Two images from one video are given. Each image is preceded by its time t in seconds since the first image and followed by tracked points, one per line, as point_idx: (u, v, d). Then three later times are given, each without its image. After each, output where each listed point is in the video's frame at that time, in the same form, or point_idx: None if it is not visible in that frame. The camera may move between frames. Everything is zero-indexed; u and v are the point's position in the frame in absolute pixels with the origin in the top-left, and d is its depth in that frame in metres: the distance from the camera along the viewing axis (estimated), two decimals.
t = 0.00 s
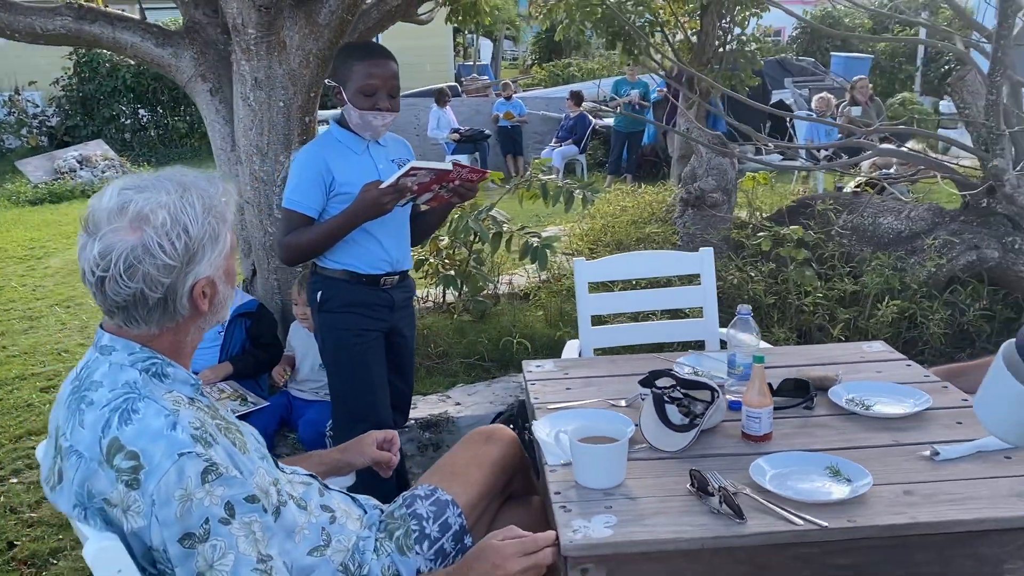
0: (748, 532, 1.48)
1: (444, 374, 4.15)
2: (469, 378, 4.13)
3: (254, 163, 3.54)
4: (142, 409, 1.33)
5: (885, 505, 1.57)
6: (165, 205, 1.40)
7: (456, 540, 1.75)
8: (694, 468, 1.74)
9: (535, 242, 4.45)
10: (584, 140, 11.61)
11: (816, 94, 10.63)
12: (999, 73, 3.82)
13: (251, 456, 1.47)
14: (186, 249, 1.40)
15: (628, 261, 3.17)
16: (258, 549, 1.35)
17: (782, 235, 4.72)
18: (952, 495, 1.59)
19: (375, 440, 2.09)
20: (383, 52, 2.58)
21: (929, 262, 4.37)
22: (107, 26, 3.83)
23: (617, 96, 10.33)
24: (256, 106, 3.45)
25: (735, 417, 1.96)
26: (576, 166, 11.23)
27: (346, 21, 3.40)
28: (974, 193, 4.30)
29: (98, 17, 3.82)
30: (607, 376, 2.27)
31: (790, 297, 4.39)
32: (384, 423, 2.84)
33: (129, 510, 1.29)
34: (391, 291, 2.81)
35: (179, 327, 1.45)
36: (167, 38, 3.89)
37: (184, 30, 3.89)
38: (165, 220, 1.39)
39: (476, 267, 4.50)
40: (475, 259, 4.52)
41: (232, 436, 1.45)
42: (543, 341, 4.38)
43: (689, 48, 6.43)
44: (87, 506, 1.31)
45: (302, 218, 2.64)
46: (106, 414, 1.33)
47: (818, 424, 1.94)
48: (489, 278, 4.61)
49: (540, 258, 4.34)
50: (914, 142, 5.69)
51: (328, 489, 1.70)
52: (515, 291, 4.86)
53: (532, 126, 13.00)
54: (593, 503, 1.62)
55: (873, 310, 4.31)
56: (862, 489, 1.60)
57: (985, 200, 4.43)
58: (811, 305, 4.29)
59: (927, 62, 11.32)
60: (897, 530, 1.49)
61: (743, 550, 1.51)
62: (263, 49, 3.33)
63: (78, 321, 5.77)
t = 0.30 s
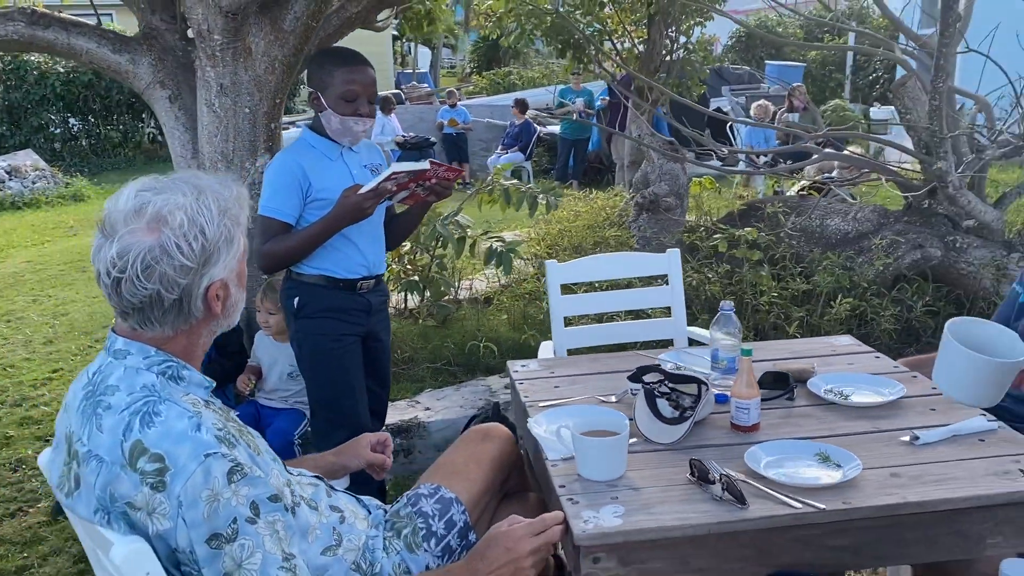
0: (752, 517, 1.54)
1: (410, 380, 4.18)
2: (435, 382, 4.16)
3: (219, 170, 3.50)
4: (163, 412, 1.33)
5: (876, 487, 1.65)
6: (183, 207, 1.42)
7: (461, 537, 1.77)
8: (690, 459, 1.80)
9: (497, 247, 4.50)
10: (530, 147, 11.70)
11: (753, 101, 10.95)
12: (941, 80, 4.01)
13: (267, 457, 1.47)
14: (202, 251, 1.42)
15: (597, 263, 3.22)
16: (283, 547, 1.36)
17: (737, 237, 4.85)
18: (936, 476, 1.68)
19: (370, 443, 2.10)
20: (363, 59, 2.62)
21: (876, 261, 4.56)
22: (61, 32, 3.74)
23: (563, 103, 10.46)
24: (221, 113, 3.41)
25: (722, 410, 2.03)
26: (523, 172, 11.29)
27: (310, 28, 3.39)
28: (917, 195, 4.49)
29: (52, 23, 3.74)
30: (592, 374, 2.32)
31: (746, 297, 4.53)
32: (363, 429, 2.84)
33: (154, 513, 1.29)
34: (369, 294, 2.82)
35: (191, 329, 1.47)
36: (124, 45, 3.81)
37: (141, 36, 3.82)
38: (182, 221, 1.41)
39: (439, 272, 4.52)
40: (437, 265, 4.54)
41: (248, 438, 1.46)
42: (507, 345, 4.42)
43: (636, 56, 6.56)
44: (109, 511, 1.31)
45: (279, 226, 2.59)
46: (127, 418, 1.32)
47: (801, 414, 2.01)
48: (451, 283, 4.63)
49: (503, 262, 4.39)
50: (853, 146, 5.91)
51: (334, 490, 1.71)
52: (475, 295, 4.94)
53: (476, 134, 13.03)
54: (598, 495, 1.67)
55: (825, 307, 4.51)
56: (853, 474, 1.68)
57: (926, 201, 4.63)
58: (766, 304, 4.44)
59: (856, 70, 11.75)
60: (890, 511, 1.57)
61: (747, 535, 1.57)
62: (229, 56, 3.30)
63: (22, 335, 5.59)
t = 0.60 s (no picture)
0: (724, 508, 1.64)
1: (368, 392, 4.22)
2: (393, 393, 4.20)
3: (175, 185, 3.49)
4: (163, 424, 1.36)
5: (835, 477, 1.76)
6: (157, 206, 1.46)
7: (444, 539, 1.84)
8: (660, 457, 1.89)
9: (451, 258, 4.57)
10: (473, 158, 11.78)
11: (689, 112, 11.22)
12: (873, 93, 4.22)
13: (263, 467, 1.51)
14: (158, 251, 1.42)
15: (553, 272, 3.31)
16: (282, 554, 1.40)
17: (685, 245, 5.06)
18: (890, 465, 1.80)
19: (347, 451, 2.15)
20: (325, 76, 2.68)
21: (815, 266, 4.75)
22: (8, 48, 3.69)
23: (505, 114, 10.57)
24: (175, 129, 3.39)
25: (687, 410, 2.13)
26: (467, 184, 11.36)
27: (265, 44, 3.42)
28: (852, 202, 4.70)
29: None
30: (560, 379, 2.40)
31: (693, 303, 4.71)
32: (331, 440, 2.88)
33: (157, 524, 1.32)
34: (334, 307, 2.85)
35: (145, 335, 1.45)
36: (73, 60, 3.69)
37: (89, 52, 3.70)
38: (150, 218, 1.44)
39: (394, 284, 4.56)
40: (392, 276, 4.58)
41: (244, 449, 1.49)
42: (463, 354, 4.48)
43: (579, 69, 6.69)
44: (112, 520, 1.34)
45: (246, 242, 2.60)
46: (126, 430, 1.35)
47: (761, 411, 2.12)
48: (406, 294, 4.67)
49: (458, 273, 4.47)
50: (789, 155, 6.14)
51: (321, 497, 1.75)
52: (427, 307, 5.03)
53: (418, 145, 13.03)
54: (576, 493, 1.74)
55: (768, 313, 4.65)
56: (814, 465, 1.79)
57: (861, 207, 4.82)
58: (712, 308, 4.62)
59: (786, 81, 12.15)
60: (850, 499, 1.68)
61: (718, 526, 1.66)
62: (185, 72, 3.31)
63: None
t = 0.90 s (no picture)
0: (689, 493, 1.75)
1: (325, 402, 4.25)
2: (350, 403, 4.24)
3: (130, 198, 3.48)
4: (159, 426, 1.41)
5: (789, 462, 1.88)
6: (151, 218, 1.52)
7: (421, 535, 1.91)
8: (625, 449, 1.99)
9: (406, 269, 4.63)
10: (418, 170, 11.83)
11: (629, 124, 11.47)
12: (808, 104, 4.43)
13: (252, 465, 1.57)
14: (152, 261, 1.48)
15: (510, 279, 3.40)
16: (276, 546, 1.47)
17: (633, 252, 5.23)
18: (837, 449, 1.94)
19: (320, 455, 2.21)
20: (287, 91, 2.73)
21: (756, 271, 4.96)
22: None
23: (449, 127, 10.65)
24: (130, 142, 3.38)
25: (647, 407, 2.24)
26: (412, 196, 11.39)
27: (220, 57, 3.45)
28: (789, 209, 4.90)
29: None
30: (522, 380, 2.49)
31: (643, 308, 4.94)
32: (297, 447, 2.93)
33: (155, 521, 1.38)
34: (297, 317, 2.90)
35: (138, 342, 1.50)
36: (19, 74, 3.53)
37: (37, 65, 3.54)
38: (143, 230, 1.50)
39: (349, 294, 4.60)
40: (346, 287, 4.62)
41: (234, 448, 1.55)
42: (420, 363, 4.54)
43: (524, 82, 6.81)
44: (110, 520, 1.39)
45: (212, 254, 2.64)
46: (124, 432, 1.40)
47: (716, 405, 2.25)
48: (359, 305, 4.71)
49: (413, 282, 4.53)
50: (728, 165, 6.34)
51: (303, 496, 1.81)
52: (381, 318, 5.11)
53: (361, 157, 12.95)
54: (548, 484, 1.84)
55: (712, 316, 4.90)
56: (768, 452, 1.91)
57: (797, 215, 5.00)
58: (661, 313, 4.83)
59: (721, 93, 12.51)
60: (804, 482, 1.81)
61: (683, 510, 1.77)
62: (141, 86, 3.31)
63: None
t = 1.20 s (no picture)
0: (651, 473, 1.89)
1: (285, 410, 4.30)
2: (309, 410, 4.29)
3: (90, 212, 3.47)
4: (160, 418, 1.50)
5: (740, 444, 2.04)
6: (154, 225, 1.60)
7: (400, 522, 2.02)
8: (589, 438, 2.13)
9: (363, 278, 4.71)
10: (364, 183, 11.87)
11: (573, 136, 11.70)
12: (747, 117, 4.66)
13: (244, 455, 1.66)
14: (158, 267, 1.57)
15: (469, 284, 3.52)
16: (273, 529, 1.57)
17: (584, 258, 5.44)
18: (783, 431, 2.10)
19: (297, 452, 2.30)
20: (255, 105, 2.82)
21: (700, 275, 5.16)
22: None
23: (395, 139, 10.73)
24: (90, 155, 3.38)
25: (607, 399, 2.39)
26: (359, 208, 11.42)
27: (179, 70, 3.45)
28: (730, 216, 5.13)
29: None
30: (487, 378, 2.62)
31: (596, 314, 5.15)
32: (266, 451, 3.00)
33: (160, 508, 1.46)
34: (265, 324, 2.98)
35: (141, 343, 1.59)
36: None
37: None
38: (148, 237, 1.58)
39: (305, 304, 4.66)
40: (303, 297, 4.67)
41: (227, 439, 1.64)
42: (378, 370, 4.62)
43: (471, 95, 6.94)
44: (116, 508, 1.47)
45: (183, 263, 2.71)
46: (128, 424, 1.48)
47: (671, 396, 2.40)
48: (316, 315, 4.77)
49: (370, 291, 4.61)
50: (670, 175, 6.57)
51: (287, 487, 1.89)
52: (337, 328, 5.17)
53: (306, 170, 12.86)
54: (520, 470, 1.97)
55: (661, 319, 5.10)
56: (721, 434, 2.06)
57: (738, 221, 5.22)
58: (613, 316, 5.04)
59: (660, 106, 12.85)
60: (755, 461, 1.96)
61: (646, 490, 1.91)
62: (102, 99, 3.31)
63: None
